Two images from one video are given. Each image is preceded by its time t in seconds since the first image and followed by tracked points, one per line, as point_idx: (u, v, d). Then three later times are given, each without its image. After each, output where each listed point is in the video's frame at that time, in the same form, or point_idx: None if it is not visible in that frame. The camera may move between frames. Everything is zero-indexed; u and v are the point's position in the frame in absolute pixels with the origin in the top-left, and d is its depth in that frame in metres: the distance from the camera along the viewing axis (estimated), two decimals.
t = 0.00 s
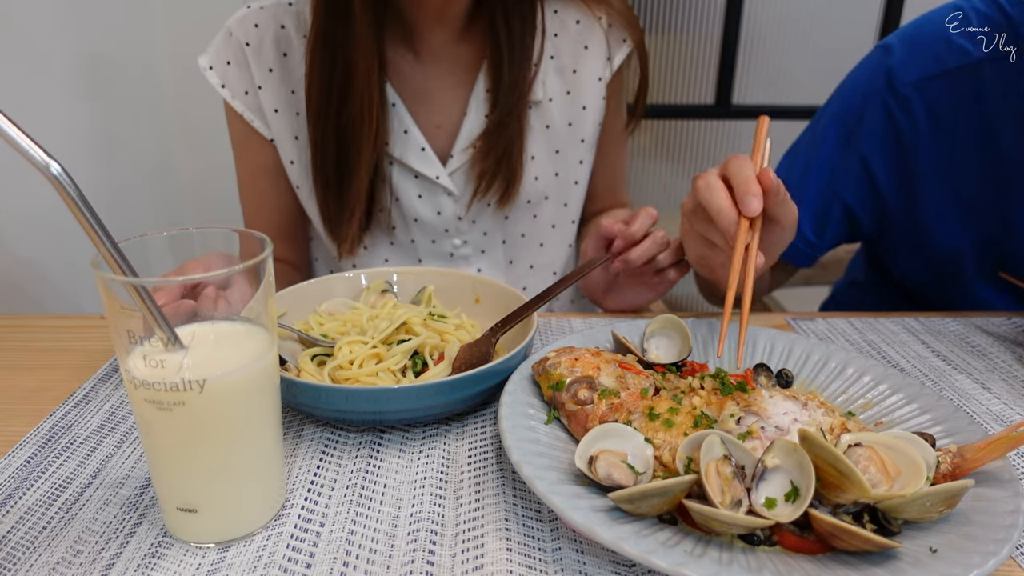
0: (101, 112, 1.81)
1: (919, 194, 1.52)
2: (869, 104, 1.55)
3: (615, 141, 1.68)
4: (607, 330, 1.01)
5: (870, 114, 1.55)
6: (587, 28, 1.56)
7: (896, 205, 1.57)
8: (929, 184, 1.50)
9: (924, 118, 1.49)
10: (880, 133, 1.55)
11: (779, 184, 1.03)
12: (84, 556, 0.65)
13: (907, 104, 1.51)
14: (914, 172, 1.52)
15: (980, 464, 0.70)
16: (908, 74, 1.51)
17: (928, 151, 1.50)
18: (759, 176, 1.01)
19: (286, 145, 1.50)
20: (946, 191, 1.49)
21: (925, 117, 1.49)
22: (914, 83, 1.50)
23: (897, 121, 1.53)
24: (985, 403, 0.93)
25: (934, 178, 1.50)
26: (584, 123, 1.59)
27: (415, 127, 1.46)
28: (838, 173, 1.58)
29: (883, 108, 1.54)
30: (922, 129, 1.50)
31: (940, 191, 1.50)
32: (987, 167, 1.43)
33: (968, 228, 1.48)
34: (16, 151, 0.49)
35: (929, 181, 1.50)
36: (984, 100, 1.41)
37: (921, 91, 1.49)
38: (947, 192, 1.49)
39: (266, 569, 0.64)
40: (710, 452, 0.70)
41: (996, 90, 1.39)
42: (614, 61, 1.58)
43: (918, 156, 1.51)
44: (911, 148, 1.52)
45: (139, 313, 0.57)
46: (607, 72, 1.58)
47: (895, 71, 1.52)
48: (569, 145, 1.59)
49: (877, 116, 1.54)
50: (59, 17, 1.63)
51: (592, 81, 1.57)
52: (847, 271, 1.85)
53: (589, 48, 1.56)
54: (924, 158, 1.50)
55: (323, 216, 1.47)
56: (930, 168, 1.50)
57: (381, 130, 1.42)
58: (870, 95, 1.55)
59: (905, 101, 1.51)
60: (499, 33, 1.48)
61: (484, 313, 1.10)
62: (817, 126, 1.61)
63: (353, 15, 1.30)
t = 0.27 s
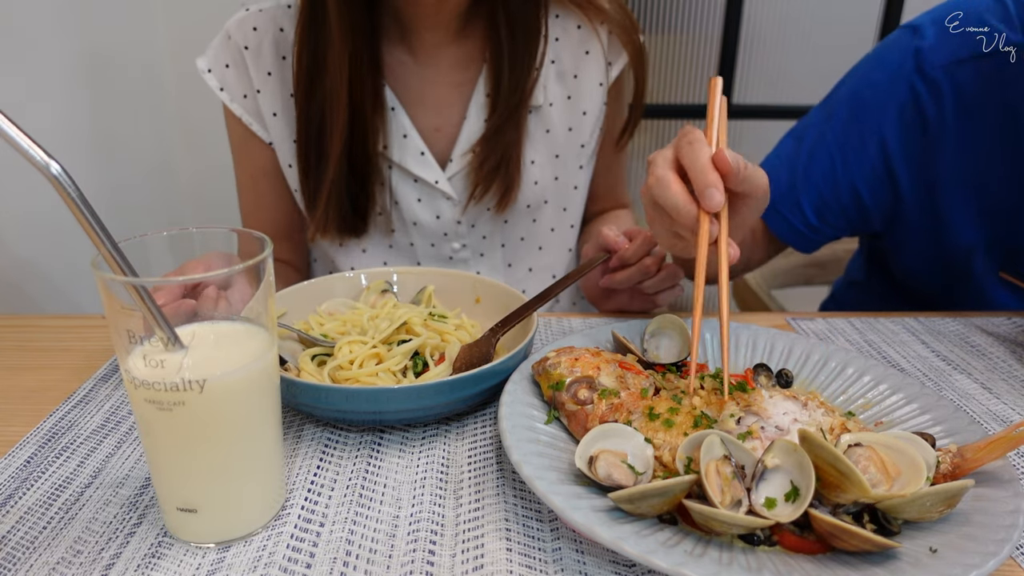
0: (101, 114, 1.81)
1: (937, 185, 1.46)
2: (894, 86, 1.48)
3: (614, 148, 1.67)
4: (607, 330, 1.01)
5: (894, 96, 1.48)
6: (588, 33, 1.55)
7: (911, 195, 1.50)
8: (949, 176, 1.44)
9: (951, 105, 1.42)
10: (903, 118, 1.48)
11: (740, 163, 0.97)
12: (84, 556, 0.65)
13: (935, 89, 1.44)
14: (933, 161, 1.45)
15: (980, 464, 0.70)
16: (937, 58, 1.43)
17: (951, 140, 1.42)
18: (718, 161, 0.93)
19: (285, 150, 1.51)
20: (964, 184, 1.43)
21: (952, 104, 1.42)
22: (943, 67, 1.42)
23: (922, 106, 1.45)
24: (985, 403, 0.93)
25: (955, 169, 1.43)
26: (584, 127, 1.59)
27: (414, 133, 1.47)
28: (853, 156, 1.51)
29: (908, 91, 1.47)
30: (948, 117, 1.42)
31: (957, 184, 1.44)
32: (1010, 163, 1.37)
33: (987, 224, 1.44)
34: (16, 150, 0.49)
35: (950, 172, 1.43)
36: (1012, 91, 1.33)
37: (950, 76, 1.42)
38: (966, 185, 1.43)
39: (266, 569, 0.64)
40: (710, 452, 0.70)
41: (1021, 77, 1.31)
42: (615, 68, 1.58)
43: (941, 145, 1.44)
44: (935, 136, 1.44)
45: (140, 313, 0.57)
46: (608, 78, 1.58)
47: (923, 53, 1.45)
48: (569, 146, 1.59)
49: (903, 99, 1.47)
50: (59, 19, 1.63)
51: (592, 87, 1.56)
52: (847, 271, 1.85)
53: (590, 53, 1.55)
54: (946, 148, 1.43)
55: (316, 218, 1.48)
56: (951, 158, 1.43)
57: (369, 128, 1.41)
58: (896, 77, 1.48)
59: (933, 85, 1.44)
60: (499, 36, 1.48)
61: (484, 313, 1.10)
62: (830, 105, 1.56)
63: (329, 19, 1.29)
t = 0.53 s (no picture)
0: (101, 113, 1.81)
1: (963, 182, 1.42)
2: (930, 75, 1.42)
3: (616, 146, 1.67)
4: (607, 330, 1.01)
5: (929, 86, 1.42)
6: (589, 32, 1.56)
7: (933, 190, 1.46)
8: (976, 174, 1.40)
9: (988, 100, 1.37)
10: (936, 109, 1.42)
11: (728, 172, 0.90)
12: (84, 556, 0.65)
13: (972, 83, 1.39)
14: (962, 157, 1.41)
15: (980, 464, 0.70)
16: (977, 50, 1.38)
17: (984, 136, 1.38)
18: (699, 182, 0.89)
19: (287, 147, 1.51)
20: (991, 183, 1.39)
21: (988, 100, 1.37)
22: (984, 60, 1.37)
23: (957, 98, 1.40)
24: (985, 403, 0.93)
25: (983, 167, 1.39)
26: (586, 126, 1.59)
27: (417, 130, 1.46)
28: (878, 146, 1.45)
29: (944, 82, 1.41)
30: (984, 112, 1.37)
31: (984, 183, 1.40)
32: None
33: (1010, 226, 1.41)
34: (16, 151, 0.49)
35: (978, 169, 1.39)
36: None
37: (989, 70, 1.37)
38: (993, 185, 1.39)
39: (266, 569, 0.64)
40: (710, 452, 0.70)
41: None
42: (616, 66, 1.58)
43: (973, 141, 1.39)
44: (967, 131, 1.40)
45: (139, 313, 0.57)
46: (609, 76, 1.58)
47: (963, 43, 1.39)
48: (570, 145, 1.60)
49: (938, 89, 1.42)
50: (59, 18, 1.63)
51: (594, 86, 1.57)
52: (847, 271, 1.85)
53: (591, 52, 1.56)
54: (976, 145, 1.39)
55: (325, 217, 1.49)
56: (980, 156, 1.39)
57: (375, 130, 1.40)
58: (933, 65, 1.42)
59: (971, 78, 1.39)
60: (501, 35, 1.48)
61: (484, 313, 1.10)
62: (858, 88, 1.49)
63: (342, 20, 1.29)
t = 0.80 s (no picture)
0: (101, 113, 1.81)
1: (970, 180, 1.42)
2: (937, 74, 1.42)
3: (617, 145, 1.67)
4: (607, 330, 1.01)
5: (936, 84, 1.42)
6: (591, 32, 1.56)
7: (939, 190, 1.45)
8: (983, 172, 1.40)
9: (995, 98, 1.37)
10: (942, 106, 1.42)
11: (690, 186, 0.92)
12: (84, 556, 0.65)
13: (978, 81, 1.39)
14: (968, 155, 1.41)
15: (980, 464, 0.70)
16: (984, 48, 1.38)
17: (991, 135, 1.38)
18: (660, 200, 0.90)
19: (287, 148, 1.51)
20: (998, 181, 1.39)
21: (995, 98, 1.37)
22: (991, 58, 1.37)
23: (964, 96, 1.40)
24: (985, 403, 0.93)
25: (990, 166, 1.39)
26: (587, 126, 1.59)
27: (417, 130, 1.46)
28: (882, 145, 1.45)
29: (950, 80, 1.41)
30: (991, 110, 1.37)
31: (990, 182, 1.40)
32: None
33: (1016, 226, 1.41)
34: (16, 151, 0.49)
35: (985, 168, 1.39)
36: None
37: (996, 68, 1.37)
38: (999, 184, 1.39)
39: (266, 569, 0.64)
40: (710, 452, 0.69)
41: None
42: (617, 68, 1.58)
43: (979, 140, 1.39)
44: (973, 129, 1.40)
45: (139, 313, 0.57)
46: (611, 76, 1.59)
47: (970, 41, 1.39)
48: (570, 145, 1.60)
49: (944, 88, 1.41)
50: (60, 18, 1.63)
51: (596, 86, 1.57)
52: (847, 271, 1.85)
53: (592, 51, 1.56)
54: (983, 143, 1.39)
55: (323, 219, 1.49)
56: (987, 155, 1.39)
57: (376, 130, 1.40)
58: (940, 62, 1.42)
59: (978, 76, 1.39)
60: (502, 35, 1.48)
61: (484, 313, 1.10)
62: (864, 85, 1.49)
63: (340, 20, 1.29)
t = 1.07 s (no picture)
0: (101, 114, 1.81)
1: (966, 187, 1.40)
2: (932, 81, 1.42)
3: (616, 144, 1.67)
4: (607, 330, 1.01)
5: (931, 91, 1.42)
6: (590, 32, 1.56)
7: (936, 194, 1.45)
8: (980, 177, 1.38)
9: (990, 104, 1.36)
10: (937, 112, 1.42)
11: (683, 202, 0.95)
12: (84, 556, 0.65)
13: (974, 87, 1.38)
14: (965, 161, 1.40)
15: (980, 464, 0.70)
16: (979, 55, 1.38)
17: (987, 140, 1.36)
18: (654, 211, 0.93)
19: (286, 150, 1.51)
20: (996, 188, 1.37)
21: (990, 104, 1.36)
22: (986, 65, 1.37)
23: (959, 102, 1.40)
24: (985, 403, 0.93)
25: (987, 171, 1.37)
26: (586, 127, 1.59)
27: (416, 131, 1.46)
28: (877, 149, 1.46)
29: (946, 87, 1.41)
30: (986, 116, 1.36)
31: (988, 188, 1.38)
32: None
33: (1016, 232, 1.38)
34: (16, 151, 0.49)
35: (982, 173, 1.37)
36: None
37: (992, 74, 1.36)
38: (998, 190, 1.37)
39: (266, 569, 0.64)
40: (710, 452, 0.69)
41: None
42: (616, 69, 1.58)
43: (976, 145, 1.38)
44: (970, 135, 1.39)
45: (139, 313, 0.57)
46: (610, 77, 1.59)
47: (965, 48, 1.40)
48: (570, 145, 1.60)
49: (939, 94, 1.42)
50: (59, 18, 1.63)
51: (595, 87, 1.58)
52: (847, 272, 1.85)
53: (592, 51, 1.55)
54: (980, 148, 1.37)
55: (318, 219, 1.50)
56: (983, 160, 1.37)
57: (375, 130, 1.40)
58: (935, 70, 1.43)
59: (973, 83, 1.39)
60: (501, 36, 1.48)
61: (484, 313, 1.10)
62: (864, 88, 1.51)
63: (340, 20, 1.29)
